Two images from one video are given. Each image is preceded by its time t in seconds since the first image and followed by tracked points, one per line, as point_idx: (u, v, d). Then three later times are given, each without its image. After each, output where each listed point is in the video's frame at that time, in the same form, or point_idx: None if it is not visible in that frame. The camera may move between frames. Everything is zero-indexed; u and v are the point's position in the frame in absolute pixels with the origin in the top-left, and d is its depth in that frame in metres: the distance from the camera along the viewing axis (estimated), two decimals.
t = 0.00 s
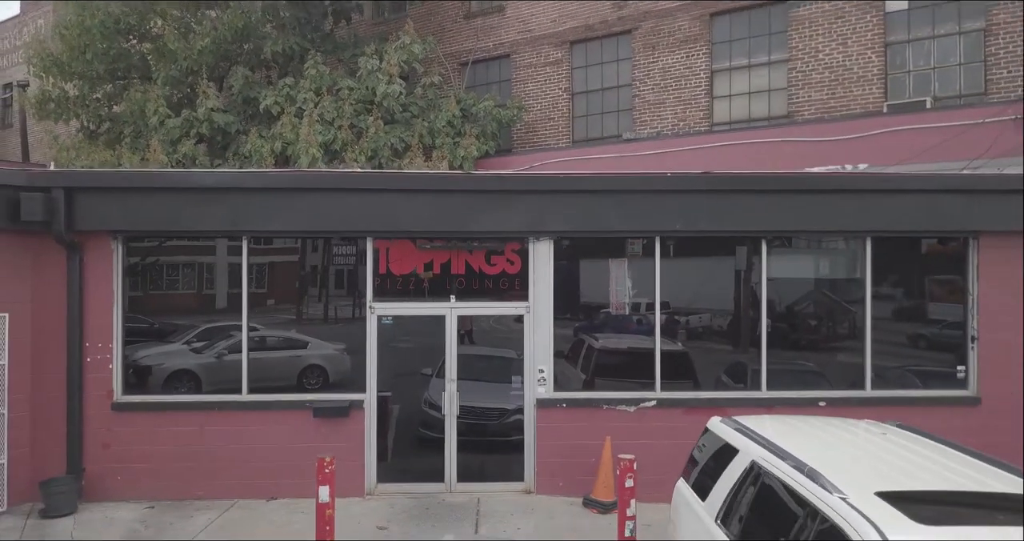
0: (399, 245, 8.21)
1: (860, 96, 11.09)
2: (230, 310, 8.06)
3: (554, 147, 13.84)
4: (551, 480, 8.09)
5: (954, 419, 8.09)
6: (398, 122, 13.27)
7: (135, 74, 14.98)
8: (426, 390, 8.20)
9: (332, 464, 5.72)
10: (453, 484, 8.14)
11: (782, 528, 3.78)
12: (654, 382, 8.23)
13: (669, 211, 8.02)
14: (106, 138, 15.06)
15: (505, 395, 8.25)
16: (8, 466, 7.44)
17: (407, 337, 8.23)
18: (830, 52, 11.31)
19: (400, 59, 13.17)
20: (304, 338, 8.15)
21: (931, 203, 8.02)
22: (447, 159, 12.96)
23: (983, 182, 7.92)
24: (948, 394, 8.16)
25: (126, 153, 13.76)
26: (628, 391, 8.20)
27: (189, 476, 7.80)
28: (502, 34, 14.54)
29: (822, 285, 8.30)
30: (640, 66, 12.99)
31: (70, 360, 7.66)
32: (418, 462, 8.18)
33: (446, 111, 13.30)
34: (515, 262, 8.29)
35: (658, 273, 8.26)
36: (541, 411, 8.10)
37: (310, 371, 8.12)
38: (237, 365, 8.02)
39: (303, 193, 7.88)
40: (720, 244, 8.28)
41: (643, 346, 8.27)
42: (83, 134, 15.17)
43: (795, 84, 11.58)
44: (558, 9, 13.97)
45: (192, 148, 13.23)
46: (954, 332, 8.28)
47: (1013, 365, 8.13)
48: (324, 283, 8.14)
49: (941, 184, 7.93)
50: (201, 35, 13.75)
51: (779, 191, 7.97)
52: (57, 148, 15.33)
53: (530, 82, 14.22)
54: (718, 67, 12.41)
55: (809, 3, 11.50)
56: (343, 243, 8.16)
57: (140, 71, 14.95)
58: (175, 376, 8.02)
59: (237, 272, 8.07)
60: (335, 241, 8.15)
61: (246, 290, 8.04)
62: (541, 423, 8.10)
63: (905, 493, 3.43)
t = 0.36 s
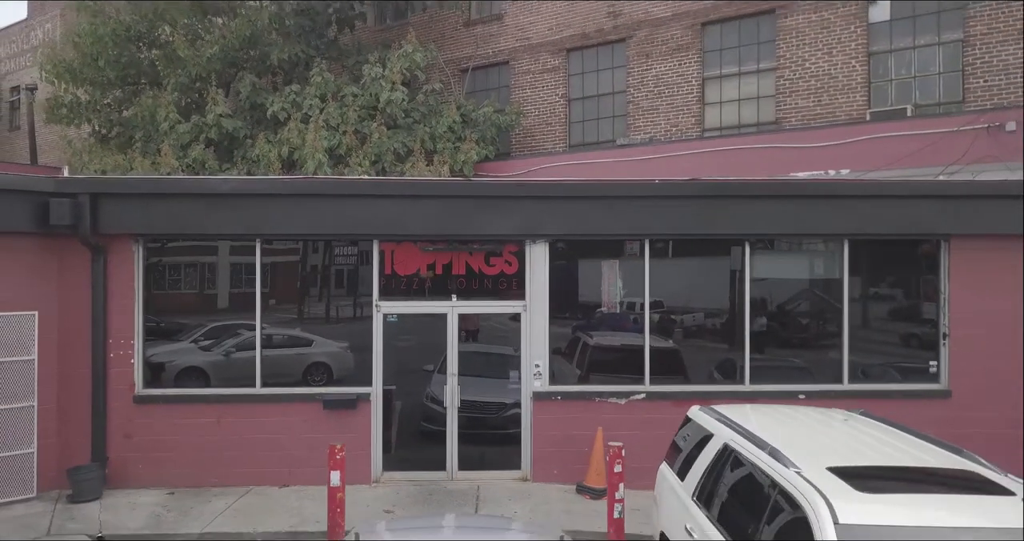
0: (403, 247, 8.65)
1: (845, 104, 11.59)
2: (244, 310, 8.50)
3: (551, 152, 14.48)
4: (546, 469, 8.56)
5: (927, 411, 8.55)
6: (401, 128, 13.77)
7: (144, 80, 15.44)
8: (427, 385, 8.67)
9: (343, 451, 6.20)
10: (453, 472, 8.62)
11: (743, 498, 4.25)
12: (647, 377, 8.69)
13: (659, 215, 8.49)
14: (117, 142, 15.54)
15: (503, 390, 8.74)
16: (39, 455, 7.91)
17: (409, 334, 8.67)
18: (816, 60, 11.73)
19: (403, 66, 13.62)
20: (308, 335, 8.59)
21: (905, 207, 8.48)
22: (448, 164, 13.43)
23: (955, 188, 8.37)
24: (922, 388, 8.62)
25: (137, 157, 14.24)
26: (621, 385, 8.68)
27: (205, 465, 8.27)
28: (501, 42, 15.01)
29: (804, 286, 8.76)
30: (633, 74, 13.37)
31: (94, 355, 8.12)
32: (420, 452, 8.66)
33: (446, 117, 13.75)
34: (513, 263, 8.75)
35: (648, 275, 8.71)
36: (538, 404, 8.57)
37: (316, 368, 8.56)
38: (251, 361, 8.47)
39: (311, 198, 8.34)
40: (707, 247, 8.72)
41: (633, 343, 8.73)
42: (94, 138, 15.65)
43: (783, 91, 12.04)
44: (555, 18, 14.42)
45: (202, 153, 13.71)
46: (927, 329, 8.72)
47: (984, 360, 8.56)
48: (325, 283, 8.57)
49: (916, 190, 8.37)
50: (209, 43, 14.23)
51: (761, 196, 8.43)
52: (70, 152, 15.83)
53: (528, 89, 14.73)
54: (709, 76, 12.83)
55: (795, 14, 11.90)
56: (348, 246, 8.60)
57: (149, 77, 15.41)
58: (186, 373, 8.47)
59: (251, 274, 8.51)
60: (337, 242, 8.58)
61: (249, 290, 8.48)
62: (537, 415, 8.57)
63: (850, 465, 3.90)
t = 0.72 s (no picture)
0: (409, 250, 9.25)
1: (826, 112, 12.23)
2: (261, 309, 9.07)
3: (548, 158, 15.05)
4: (542, 456, 9.17)
5: (897, 402, 9.13)
6: (403, 134, 14.33)
7: (156, 87, 16.02)
8: (429, 379, 9.29)
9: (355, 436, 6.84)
10: (455, 459, 9.24)
11: (710, 470, 4.84)
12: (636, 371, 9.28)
13: (646, 221, 9.08)
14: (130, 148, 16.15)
15: (501, 384, 9.33)
16: (72, 443, 8.51)
17: (414, 332, 9.30)
18: (799, 71, 12.30)
19: (406, 76, 14.23)
20: (312, 333, 9.14)
21: (875, 213, 9.03)
22: (449, 169, 14.02)
23: (920, 195, 8.87)
24: (893, 380, 9.21)
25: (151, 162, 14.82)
26: (612, 378, 9.27)
27: (224, 452, 8.87)
28: (501, 50, 15.57)
29: (783, 287, 9.34)
30: (627, 82, 13.95)
31: (123, 350, 8.72)
32: (424, 440, 9.27)
33: (448, 124, 14.35)
34: (510, 265, 9.34)
35: (636, 275, 9.30)
36: (535, 395, 9.18)
37: (320, 365, 9.14)
38: (265, 357, 9.07)
39: (321, 204, 8.92)
40: (692, 249, 9.31)
41: (622, 340, 9.32)
42: (108, 143, 16.26)
43: (769, 101, 12.56)
44: (551, 28, 14.99)
45: (214, 158, 14.30)
46: (897, 326, 9.29)
47: (951, 356, 9.12)
48: (326, 283, 9.11)
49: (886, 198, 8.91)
50: (219, 52, 14.80)
51: (743, 203, 9.04)
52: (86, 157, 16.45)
53: (526, 96, 15.34)
54: (699, 85, 13.36)
55: (780, 26, 12.34)
56: (351, 250, 9.15)
57: (161, 85, 16.00)
58: (197, 369, 9.04)
59: (264, 278, 9.06)
60: (338, 245, 9.12)
61: (249, 289, 9.07)
62: (533, 406, 9.18)
63: (799, 440, 4.51)
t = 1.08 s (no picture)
0: (415, 253, 9.87)
1: (811, 120, 12.74)
2: (275, 308, 9.68)
3: (546, 162, 15.57)
4: (538, 445, 9.78)
5: (871, 395, 9.73)
6: (407, 140, 14.92)
7: (169, 95, 16.64)
8: (434, 375, 9.92)
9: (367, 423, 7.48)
10: (458, 448, 9.86)
11: (686, 449, 5.45)
12: (628, 366, 9.90)
13: (636, 226, 9.69)
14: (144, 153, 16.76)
15: (501, 378, 9.95)
16: (104, 433, 9.07)
17: (417, 331, 9.90)
18: (785, 80, 13.01)
19: (410, 84, 14.87)
20: (315, 333, 9.74)
21: (849, 218, 9.64)
22: (451, 174, 14.58)
23: (891, 201, 9.47)
24: (868, 375, 9.83)
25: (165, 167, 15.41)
26: (605, 373, 9.89)
27: (242, 441, 9.48)
28: (501, 59, 16.16)
29: (774, 287, 9.94)
30: (622, 90, 14.70)
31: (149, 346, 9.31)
32: (428, 430, 9.89)
33: (450, 131, 14.98)
34: (508, 266, 9.95)
35: (625, 273, 9.90)
36: (532, 389, 9.80)
37: (326, 362, 9.72)
38: (279, 356, 9.65)
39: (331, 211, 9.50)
40: (679, 253, 9.91)
41: (612, 338, 9.93)
42: (122, 148, 16.87)
43: (756, 110, 13.28)
44: (548, 38, 15.64)
45: (225, 164, 14.89)
46: (871, 324, 9.88)
47: (919, 354, 9.69)
48: (326, 283, 9.73)
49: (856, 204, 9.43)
50: (230, 62, 15.41)
51: (727, 209, 9.64)
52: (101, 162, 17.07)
53: (524, 104, 15.97)
54: (690, 94, 14.06)
55: (768, 38, 13.17)
56: (361, 253, 9.79)
57: (174, 92, 16.62)
58: (206, 366, 9.63)
59: (279, 277, 9.68)
60: (339, 247, 9.73)
61: (250, 289, 9.64)
62: (530, 398, 9.80)
63: (763, 423, 5.12)
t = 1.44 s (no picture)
0: (421, 256, 10.63)
1: (792, 131, 13.55)
2: (292, 307, 10.46)
3: (543, 168, 16.39)
4: (535, 433, 10.57)
5: (842, 388, 10.49)
6: (412, 148, 15.67)
7: (184, 103, 17.44)
8: (437, 369, 10.70)
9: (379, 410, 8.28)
10: (461, 436, 10.64)
11: (663, 429, 6.22)
12: (619, 361, 10.68)
13: (625, 231, 10.45)
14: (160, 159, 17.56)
15: (501, 372, 10.74)
16: (138, 422, 9.80)
17: (422, 328, 10.66)
18: (768, 92, 13.80)
19: (414, 95, 15.63)
20: (323, 330, 10.50)
21: (822, 223, 10.38)
22: (453, 180, 15.33)
23: (860, 208, 10.23)
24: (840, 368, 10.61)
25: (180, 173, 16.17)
26: (597, 366, 10.67)
27: (264, 429, 10.26)
28: (501, 70, 16.93)
29: (766, 286, 10.69)
30: (616, 101, 15.48)
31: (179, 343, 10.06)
32: (433, 420, 10.68)
33: (452, 139, 15.74)
34: (508, 267, 10.73)
35: (614, 274, 10.69)
36: (529, 381, 10.59)
37: (333, 357, 10.51)
38: (292, 350, 10.44)
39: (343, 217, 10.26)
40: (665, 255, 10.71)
41: (604, 333, 10.71)
42: (139, 154, 17.67)
43: (742, 119, 14.05)
44: (545, 50, 16.43)
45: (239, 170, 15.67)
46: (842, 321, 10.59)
47: (887, 355, 10.39)
48: (326, 284, 10.50)
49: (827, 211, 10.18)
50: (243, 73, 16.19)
51: (709, 216, 10.40)
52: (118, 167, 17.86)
53: (523, 113, 16.76)
54: (681, 104, 14.84)
55: (752, 52, 13.96)
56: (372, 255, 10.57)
57: (188, 101, 17.42)
58: (222, 361, 10.40)
59: (295, 278, 10.45)
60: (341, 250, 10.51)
61: (253, 289, 10.42)
62: (527, 390, 10.58)
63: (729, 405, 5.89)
